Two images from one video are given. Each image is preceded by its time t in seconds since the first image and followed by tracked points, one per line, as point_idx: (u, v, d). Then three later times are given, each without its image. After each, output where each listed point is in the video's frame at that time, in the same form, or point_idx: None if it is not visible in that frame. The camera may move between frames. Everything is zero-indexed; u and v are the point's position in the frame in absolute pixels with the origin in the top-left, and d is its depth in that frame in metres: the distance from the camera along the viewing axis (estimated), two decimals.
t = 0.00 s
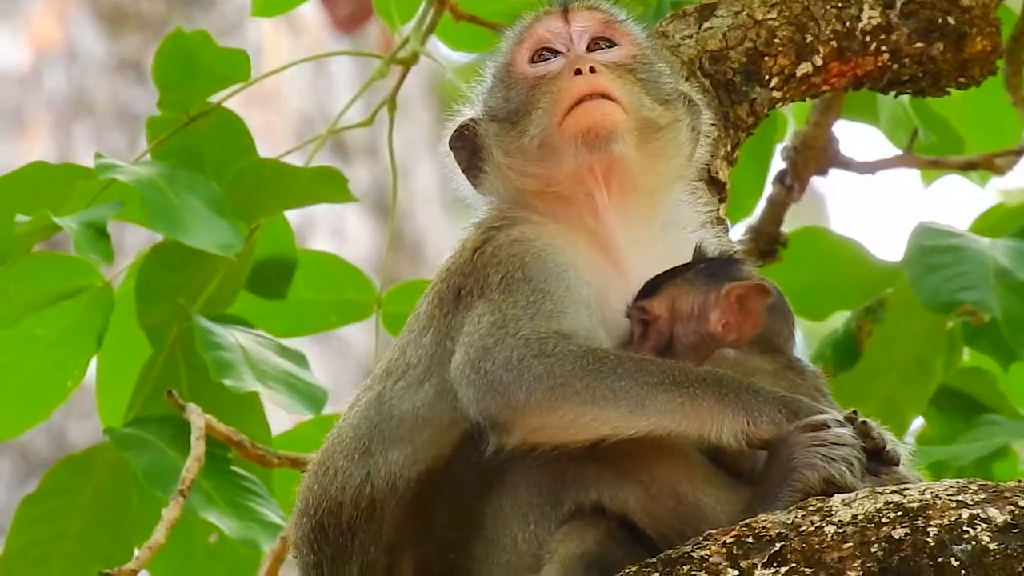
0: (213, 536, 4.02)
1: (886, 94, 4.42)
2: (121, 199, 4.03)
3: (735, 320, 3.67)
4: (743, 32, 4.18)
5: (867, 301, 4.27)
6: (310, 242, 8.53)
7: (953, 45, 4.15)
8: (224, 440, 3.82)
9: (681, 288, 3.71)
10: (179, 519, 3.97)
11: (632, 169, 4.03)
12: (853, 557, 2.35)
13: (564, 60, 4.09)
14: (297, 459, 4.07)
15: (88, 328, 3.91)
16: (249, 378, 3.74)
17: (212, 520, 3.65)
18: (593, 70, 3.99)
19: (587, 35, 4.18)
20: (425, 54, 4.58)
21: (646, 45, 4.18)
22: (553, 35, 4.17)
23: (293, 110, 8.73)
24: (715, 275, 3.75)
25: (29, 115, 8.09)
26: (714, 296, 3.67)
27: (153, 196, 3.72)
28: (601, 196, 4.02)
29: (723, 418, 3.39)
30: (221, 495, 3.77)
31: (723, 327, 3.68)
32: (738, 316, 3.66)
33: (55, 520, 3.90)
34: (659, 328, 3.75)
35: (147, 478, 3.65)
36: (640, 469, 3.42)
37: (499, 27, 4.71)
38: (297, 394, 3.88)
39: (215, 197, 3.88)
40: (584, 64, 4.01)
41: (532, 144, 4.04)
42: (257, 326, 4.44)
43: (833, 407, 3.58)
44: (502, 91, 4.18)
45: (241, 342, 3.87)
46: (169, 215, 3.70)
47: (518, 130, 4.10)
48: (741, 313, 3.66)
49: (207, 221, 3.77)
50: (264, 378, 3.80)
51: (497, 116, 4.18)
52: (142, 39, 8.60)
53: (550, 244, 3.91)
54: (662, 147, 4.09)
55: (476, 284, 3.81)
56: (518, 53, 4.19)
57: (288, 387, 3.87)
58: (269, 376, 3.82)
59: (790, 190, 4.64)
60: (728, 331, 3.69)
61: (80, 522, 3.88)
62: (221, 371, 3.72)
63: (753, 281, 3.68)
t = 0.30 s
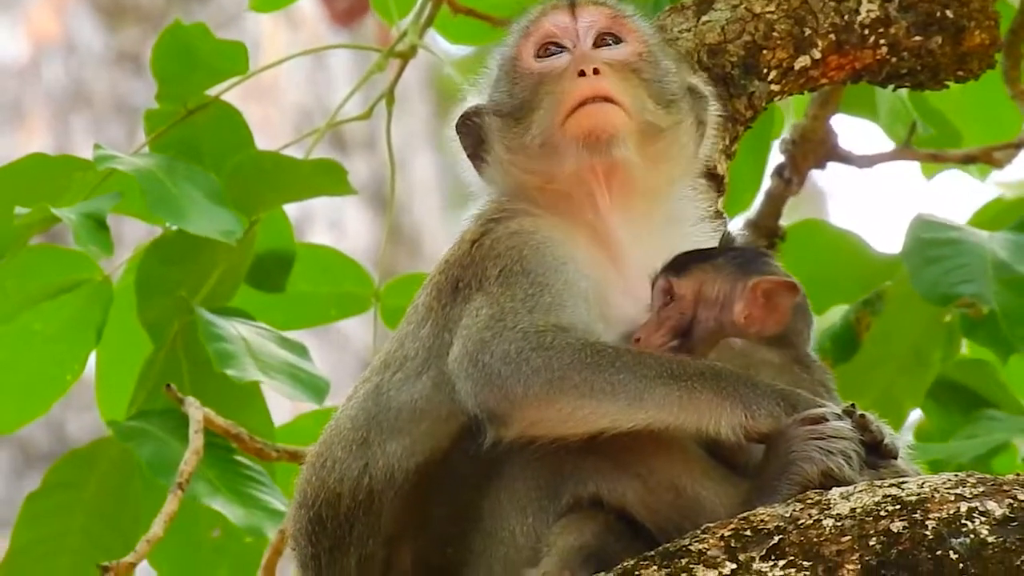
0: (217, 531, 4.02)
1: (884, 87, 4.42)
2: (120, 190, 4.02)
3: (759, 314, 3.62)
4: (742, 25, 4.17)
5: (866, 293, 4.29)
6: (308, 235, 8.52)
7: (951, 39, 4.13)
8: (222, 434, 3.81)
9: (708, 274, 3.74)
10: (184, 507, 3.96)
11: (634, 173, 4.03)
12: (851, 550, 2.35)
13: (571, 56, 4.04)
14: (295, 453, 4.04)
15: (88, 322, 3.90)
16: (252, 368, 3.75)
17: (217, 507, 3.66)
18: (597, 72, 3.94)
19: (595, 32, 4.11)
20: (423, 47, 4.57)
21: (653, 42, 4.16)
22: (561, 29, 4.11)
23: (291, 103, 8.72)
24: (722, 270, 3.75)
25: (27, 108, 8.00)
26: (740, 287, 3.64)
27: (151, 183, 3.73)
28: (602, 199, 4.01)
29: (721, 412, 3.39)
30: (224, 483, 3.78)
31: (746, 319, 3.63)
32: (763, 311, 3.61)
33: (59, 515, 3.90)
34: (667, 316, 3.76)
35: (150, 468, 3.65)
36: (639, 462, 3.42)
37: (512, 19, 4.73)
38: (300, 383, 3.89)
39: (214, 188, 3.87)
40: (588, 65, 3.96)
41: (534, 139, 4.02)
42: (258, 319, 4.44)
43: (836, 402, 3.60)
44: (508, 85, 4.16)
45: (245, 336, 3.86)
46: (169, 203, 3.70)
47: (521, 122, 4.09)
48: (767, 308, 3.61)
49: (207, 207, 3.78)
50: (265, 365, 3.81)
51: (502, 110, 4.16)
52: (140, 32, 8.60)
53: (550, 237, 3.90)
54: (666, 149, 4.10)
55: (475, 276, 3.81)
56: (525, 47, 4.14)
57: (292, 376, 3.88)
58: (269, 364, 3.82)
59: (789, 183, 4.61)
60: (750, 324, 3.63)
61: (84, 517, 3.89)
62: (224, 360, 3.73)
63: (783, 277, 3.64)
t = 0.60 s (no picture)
0: (215, 525, 4.01)
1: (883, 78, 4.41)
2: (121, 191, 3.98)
3: (763, 318, 3.67)
4: (740, 16, 4.15)
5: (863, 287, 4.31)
6: (306, 227, 8.51)
7: (949, 30, 4.10)
8: (220, 426, 3.82)
9: (717, 275, 3.76)
10: (178, 507, 3.98)
11: (638, 195, 3.99)
12: (848, 542, 2.35)
13: (591, 63, 3.91)
14: (293, 446, 4.04)
15: (86, 315, 3.90)
16: (244, 362, 3.74)
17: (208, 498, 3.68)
18: (608, 95, 3.81)
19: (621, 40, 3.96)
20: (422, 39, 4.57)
21: (677, 52, 4.09)
22: (588, 32, 3.94)
23: (290, 97, 8.70)
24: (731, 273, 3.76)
25: (26, 102, 7.96)
26: (744, 291, 3.67)
27: (150, 181, 3.72)
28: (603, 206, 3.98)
29: (720, 404, 3.41)
30: (215, 473, 3.77)
31: (751, 322, 3.68)
32: (764, 314, 3.65)
33: (55, 507, 3.90)
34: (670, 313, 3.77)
35: (142, 460, 3.65)
36: (638, 454, 3.42)
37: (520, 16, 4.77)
38: (293, 377, 3.88)
39: (214, 183, 3.88)
40: (601, 86, 3.83)
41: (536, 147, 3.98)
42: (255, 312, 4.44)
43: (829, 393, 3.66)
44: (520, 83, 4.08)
45: (239, 328, 3.86)
46: (167, 204, 3.70)
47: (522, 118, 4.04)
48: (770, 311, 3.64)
49: (207, 208, 3.78)
50: (258, 360, 3.80)
51: (518, 110, 4.06)
52: (138, 25, 8.58)
53: (553, 232, 3.92)
54: (672, 172, 4.04)
55: (475, 268, 3.81)
56: (547, 46, 4.01)
57: (285, 372, 3.87)
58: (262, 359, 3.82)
59: (787, 175, 4.56)
60: (754, 328, 3.69)
61: (79, 509, 3.89)
62: (216, 355, 3.72)
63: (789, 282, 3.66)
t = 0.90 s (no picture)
0: (207, 520, 4.01)
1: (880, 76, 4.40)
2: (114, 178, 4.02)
3: (761, 316, 3.67)
4: (736, 14, 4.13)
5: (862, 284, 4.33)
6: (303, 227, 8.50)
7: (946, 27, 4.06)
8: (218, 426, 3.81)
9: (716, 272, 3.76)
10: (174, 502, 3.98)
11: (623, 201, 3.96)
12: (846, 539, 2.35)
13: (569, 68, 3.94)
14: (291, 445, 4.03)
15: (81, 312, 3.88)
16: (240, 357, 3.73)
17: (206, 487, 3.67)
18: (584, 104, 3.82)
19: (598, 44, 3.99)
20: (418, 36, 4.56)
21: (657, 52, 4.11)
22: (563, 38, 3.98)
23: (286, 93, 8.68)
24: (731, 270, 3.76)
25: (23, 100, 8.01)
26: (743, 289, 3.66)
27: (140, 166, 3.73)
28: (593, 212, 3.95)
29: (717, 402, 3.40)
30: (208, 462, 3.77)
31: (749, 322, 3.69)
32: (764, 312, 3.65)
33: (46, 501, 3.89)
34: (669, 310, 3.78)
35: (137, 454, 3.62)
36: (635, 453, 3.42)
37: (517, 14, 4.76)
38: (288, 372, 3.87)
39: (207, 175, 3.87)
40: (577, 94, 3.84)
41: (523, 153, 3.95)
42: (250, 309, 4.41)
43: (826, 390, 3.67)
44: (510, 96, 4.06)
45: (233, 324, 3.85)
46: (157, 185, 3.70)
47: (511, 126, 4.03)
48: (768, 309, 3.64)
49: (196, 194, 3.76)
50: (252, 352, 3.80)
51: (505, 114, 4.06)
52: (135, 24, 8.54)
53: (549, 233, 3.91)
54: (658, 174, 4.01)
55: (470, 269, 3.80)
56: (528, 53, 4.02)
57: (280, 366, 3.86)
58: (257, 354, 3.81)
59: (784, 172, 4.54)
60: (753, 326, 3.69)
61: (71, 503, 3.89)
62: (213, 350, 3.72)
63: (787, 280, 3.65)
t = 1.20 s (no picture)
0: (205, 519, 4.00)
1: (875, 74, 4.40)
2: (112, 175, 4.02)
3: (741, 311, 3.71)
4: (728, 11, 4.00)
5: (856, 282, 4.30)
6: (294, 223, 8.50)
7: (938, 26, 3.94)
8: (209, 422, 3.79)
9: (691, 272, 3.83)
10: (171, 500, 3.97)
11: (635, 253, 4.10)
12: (839, 537, 2.36)
13: (605, 126, 3.95)
14: (285, 441, 4.04)
15: (76, 308, 3.92)
16: (232, 344, 3.74)
17: (202, 478, 3.69)
18: (619, 188, 3.90)
19: (640, 100, 3.96)
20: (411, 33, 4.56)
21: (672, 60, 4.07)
22: (605, 92, 3.97)
23: (279, 91, 8.67)
24: (707, 268, 3.83)
25: (16, 97, 8.01)
26: (722, 285, 3.73)
27: (137, 163, 3.74)
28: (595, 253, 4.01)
29: (709, 400, 3.41)
30: (200, 452, 3.79)
31: (728, 316, 3.72)
32: (745, 306, 3.70)
33: (43, 498, 3.90)
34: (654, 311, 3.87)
35: (132, 445, 3.64)
36: (628, 450, 3.43)
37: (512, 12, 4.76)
38: (283, 361, 3.87)
39: (204, 172, 3.87)
40: (614, 175, 3.91)
41: (543, 190, 4.00)
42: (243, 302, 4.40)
43: (818, 388, 3.67)
44: (535, 118, 4.08)
45: (227, 315, 3.85)
46: (155, 184, 3.69)
47: (530, 153, 4.06)
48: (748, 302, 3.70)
49: (196, 191, 3.76)
50: (249, 345, 3.79)
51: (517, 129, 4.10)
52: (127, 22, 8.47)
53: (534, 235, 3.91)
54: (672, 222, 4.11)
55: (463, 267, 3.81)
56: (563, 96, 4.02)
57: (275, 356, 3.86)
58: (252, 345, 3.81)
59: (777, 170, 4.56)
60: (732, 321, 3.73)
61: (68, 501, 3.89)
62: (206, 337, 3.72)
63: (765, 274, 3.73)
